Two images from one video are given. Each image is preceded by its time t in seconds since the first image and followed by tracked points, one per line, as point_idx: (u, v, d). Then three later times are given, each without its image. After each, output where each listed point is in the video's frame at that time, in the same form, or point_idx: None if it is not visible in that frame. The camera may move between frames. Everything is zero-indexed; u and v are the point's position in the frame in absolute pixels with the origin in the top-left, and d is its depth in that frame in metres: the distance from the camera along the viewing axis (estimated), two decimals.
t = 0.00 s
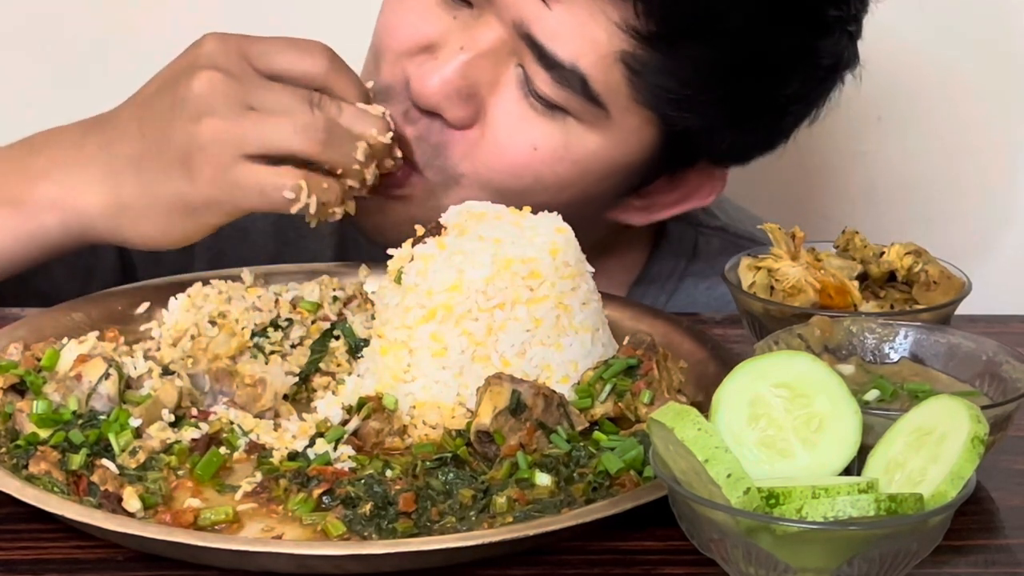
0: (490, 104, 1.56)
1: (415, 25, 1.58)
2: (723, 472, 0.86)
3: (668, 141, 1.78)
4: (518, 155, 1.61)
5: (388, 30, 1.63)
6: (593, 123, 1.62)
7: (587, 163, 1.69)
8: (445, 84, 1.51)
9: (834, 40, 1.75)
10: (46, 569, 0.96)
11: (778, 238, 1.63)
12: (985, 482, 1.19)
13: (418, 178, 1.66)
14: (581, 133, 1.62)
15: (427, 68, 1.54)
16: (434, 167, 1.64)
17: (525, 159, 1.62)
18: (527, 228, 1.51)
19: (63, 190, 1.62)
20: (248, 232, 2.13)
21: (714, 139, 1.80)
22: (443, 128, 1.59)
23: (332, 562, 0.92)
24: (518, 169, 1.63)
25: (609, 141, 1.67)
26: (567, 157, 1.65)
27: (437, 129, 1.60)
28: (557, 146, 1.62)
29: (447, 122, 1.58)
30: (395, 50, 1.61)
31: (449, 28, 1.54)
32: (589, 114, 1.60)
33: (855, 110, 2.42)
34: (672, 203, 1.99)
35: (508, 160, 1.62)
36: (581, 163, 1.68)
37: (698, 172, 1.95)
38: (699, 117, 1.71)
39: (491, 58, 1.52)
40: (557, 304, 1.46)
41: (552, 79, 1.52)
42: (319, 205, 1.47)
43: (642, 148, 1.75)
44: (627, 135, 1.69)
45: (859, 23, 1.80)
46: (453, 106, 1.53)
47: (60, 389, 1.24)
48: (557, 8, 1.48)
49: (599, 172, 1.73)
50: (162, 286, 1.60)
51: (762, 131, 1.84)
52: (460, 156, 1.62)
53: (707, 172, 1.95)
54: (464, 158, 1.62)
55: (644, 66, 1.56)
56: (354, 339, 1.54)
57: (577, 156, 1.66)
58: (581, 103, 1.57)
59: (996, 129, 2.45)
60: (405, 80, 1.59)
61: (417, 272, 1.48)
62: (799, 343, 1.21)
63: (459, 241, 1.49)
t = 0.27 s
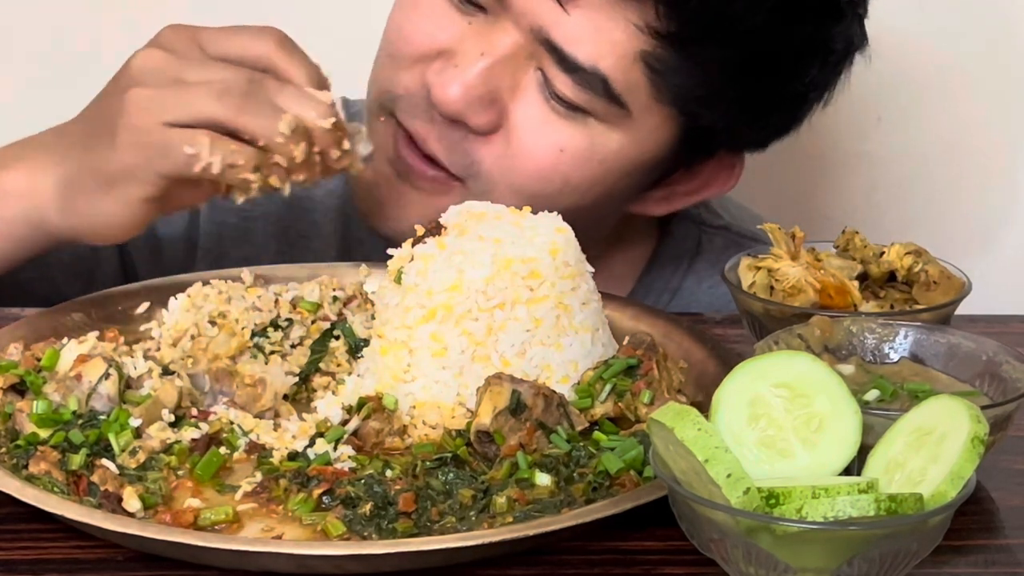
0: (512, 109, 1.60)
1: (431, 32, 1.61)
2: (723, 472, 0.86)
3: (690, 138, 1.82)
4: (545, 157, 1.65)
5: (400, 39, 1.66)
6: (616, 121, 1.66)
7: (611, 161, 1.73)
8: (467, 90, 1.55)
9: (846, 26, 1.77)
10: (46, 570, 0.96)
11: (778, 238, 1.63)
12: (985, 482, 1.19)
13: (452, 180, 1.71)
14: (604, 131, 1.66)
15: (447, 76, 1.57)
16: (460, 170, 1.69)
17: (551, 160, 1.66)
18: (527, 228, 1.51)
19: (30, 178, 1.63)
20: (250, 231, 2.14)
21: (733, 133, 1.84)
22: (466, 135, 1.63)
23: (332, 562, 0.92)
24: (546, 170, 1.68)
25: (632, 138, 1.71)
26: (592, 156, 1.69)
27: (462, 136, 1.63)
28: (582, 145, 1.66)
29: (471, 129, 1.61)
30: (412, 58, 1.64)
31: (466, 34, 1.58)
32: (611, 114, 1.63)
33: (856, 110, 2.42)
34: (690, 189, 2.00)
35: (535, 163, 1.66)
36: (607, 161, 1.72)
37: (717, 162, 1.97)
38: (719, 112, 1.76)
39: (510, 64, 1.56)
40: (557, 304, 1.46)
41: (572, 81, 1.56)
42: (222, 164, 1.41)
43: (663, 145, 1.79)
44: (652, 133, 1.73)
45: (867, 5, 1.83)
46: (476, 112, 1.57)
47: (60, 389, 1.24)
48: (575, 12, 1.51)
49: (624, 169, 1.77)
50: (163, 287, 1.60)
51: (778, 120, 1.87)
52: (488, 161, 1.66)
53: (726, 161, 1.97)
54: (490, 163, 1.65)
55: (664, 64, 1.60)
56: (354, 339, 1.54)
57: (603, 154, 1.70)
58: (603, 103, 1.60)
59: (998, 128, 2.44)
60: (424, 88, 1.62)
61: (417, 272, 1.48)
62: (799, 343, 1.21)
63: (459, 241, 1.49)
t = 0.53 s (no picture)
0: (533, 97, 1.62)
1: (446, 27, 1.62)
2: (722, 472, 0.86)
3: (708, 118, 1.85)
4: (567, 142, 1.67)
5: (412, 37, 1.67)
6: (635, 103, 1.68)
7: (631, 145, 1.75)
8: (488, 82, 1.57)
9: None
10: (45, 570, 0.96)
11: (778, 238, 1.64)
12: (985, 482, 1.19)
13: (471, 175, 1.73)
14: (624, 113, 1.69)
15: (467, 69, 1.58)
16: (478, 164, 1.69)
17: (573, 146, 1.68)
18: (527, 228, 1.51)
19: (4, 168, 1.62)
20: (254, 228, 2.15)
21: (748, 110, 1.87)
22: (487, 128, 1.64)
23: (332, 562, 0.92)
24: (567, 156, 1.70)
25: (651, 121, 1.73)
26: (612, 140, 1.71)
27: (483, 130, 1.64)
28: (602, 129, 1.68)
29: (491, 122, 1.63)
30: (427, 54, 1.65)
31: (481, 28, 1.59)
32: (631, 95, 1.66)
33: (857, 109, 2.42)
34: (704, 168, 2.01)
35: (557, 149, 1.68)
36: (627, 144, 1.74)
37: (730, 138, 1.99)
38: (738, 87, 1.80)
39: (529, 53, 1.57)
40: (557, 304, 1.46)
41: (593, 65, 1.58)
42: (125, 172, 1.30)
43: (682, 128, 1.82)
44: (672, 114, 1.76)
45: None
46: (497, 101, 1.59)
47: (60, 389, 1.24)
48: None
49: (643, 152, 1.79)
50: (163, 287, 1.60)
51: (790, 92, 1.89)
52: (508, 152, 1.67)
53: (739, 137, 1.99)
54: (510, 154, 1.67)
55: (683, 43, 1.63)
56: (354, 339, 1.54)
57: (623, 137, 1.72)
58: (623, 85, 1.62)
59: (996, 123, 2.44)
60: (443, 84, 1.63)
61: (417, 272, 1.48)
62: (799, 343, 1.21)
63: (459, 241, 1.49)
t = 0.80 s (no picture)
0: (544, 76, 1.65)
1: (454, 14, 1.64)
2: (723, 472, 0.86)
3: (715, 90, 1.87)
4: (580, 118, 1.70)
5: (421, 25, 1.70)
6: (644, 78, 1.70)
7: (642, 120, 1.77)
8: (498, 64, 1.59)
9: None
10: (45, 570, 0.96)
11: (778, 237, 1.64)
12: (985, 482, 1.19)
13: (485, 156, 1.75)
14: (634, 87, 1.71)
15: (478, 52, 1.61)
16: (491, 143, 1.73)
17: (586, 121, 1.71)
18: (527, 228, 1.51)
19: None
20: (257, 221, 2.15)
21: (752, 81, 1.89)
22: (501, 108, 1.67)
23: (332, 562, 0.92)
24: (580, 132, 1.73)
25: (660, 95, 1.75)
26: (623, 114, 1.74)
27: (496, 110, 1.67)
28: (613, 104, 1.71)
29: (505, 102, 1.66)
30: (437, 41, 1.67)
31: (488, 12, 1.61)
32: (640, 70, 1.68)
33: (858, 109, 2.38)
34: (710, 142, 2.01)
35: (570, 125, 1.71)
36: (638, 119, 1.76)
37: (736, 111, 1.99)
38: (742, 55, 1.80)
39: (538, 33, 1.60)
40: (557, 304, 1.46)
41: (602, 40, 1.60)
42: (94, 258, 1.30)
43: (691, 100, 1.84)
44: (681, 86, 1.78)
45: None
46: (510, 81, 1.62)
47: (61, 389, 1.24)
48: None
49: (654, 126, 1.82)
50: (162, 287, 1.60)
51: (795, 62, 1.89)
52: (523, 130, 1.70)
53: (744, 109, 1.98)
54: (523, 132, 1.71)
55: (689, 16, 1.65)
56: (354, 339, 1.54)
57: (634, 111, 1.74)
58: (632, 59, 1.64)
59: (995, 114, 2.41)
60: (455, 69, 1.66)
61: (417, 272, 1.48)
62: (799, 343, 1.21)
63: (459, 241, 1.49)
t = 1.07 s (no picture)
0: (543, 41, 1.65)
1: None
2: (723, 472, 0.86)
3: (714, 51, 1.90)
4: (584, 81, 1.70)
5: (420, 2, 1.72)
6: (642, 36, 1.71)
7: (644, 82, 1.78)
8: (497, 31, 1.61)
9: None
10: (45, 570, 0.96)
11: (778, 237, 1.64)
12: (985, 482, 1.19)
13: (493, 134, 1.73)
14: (633, 48, 1.72)
15: (477, 20, 1.62)
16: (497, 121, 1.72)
17: (589, 85, 1.71)
18: (527, 228, 1.51)
19: None
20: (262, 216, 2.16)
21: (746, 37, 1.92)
22: (503, 77, 1.66)
23: (332, 562, 0.92)
24: (584, 97, 1.72)
25: (660, 55, 1.76)
26: (625, 77, 1.74)
27: (499, 81, 1.66)
28: (615, 66, 1.72)
29: (507, 69, 1.65)
30: (437, 17, 1.70)
31: None
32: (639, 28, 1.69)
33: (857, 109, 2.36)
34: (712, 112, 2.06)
35: (574, 90, 1.71)
36: (641, 81, 1.77)
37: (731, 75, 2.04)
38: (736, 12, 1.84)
39: None
40: (557, 304, 1.46)
41: None
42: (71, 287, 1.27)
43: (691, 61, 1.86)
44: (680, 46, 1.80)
45: None
46: (510, 48, 1.62)
47: (61, 389, 1.24)
48: None
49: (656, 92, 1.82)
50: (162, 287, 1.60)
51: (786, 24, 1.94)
52: (527, 100, 1.69)
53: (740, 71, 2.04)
54: (527, 102, 1.70)
55: None
56: (354, 339, 1.54)
57: (635, 71, 1.75)
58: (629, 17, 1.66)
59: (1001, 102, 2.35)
60: (456, 42, 1.67)
61: (417, 272, 1.48)
62: (799, 343, 1.21)
63: (459, 241, 1.49)
